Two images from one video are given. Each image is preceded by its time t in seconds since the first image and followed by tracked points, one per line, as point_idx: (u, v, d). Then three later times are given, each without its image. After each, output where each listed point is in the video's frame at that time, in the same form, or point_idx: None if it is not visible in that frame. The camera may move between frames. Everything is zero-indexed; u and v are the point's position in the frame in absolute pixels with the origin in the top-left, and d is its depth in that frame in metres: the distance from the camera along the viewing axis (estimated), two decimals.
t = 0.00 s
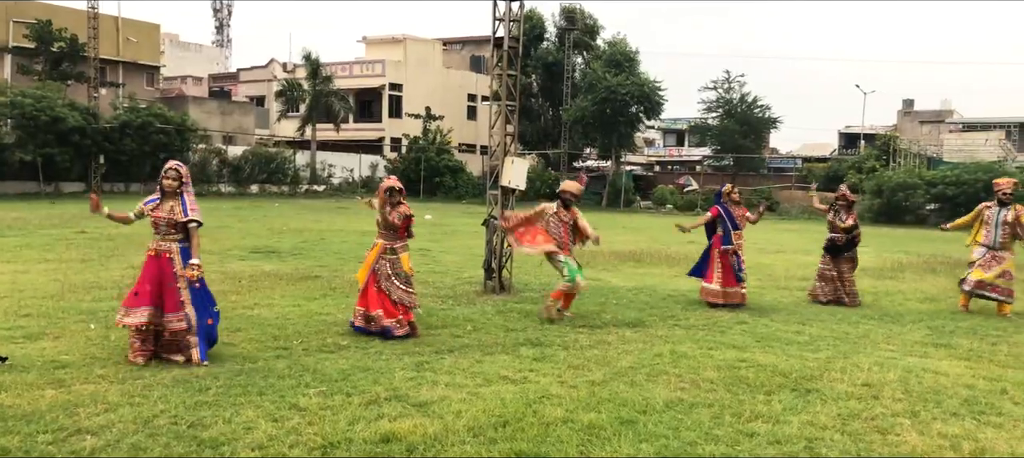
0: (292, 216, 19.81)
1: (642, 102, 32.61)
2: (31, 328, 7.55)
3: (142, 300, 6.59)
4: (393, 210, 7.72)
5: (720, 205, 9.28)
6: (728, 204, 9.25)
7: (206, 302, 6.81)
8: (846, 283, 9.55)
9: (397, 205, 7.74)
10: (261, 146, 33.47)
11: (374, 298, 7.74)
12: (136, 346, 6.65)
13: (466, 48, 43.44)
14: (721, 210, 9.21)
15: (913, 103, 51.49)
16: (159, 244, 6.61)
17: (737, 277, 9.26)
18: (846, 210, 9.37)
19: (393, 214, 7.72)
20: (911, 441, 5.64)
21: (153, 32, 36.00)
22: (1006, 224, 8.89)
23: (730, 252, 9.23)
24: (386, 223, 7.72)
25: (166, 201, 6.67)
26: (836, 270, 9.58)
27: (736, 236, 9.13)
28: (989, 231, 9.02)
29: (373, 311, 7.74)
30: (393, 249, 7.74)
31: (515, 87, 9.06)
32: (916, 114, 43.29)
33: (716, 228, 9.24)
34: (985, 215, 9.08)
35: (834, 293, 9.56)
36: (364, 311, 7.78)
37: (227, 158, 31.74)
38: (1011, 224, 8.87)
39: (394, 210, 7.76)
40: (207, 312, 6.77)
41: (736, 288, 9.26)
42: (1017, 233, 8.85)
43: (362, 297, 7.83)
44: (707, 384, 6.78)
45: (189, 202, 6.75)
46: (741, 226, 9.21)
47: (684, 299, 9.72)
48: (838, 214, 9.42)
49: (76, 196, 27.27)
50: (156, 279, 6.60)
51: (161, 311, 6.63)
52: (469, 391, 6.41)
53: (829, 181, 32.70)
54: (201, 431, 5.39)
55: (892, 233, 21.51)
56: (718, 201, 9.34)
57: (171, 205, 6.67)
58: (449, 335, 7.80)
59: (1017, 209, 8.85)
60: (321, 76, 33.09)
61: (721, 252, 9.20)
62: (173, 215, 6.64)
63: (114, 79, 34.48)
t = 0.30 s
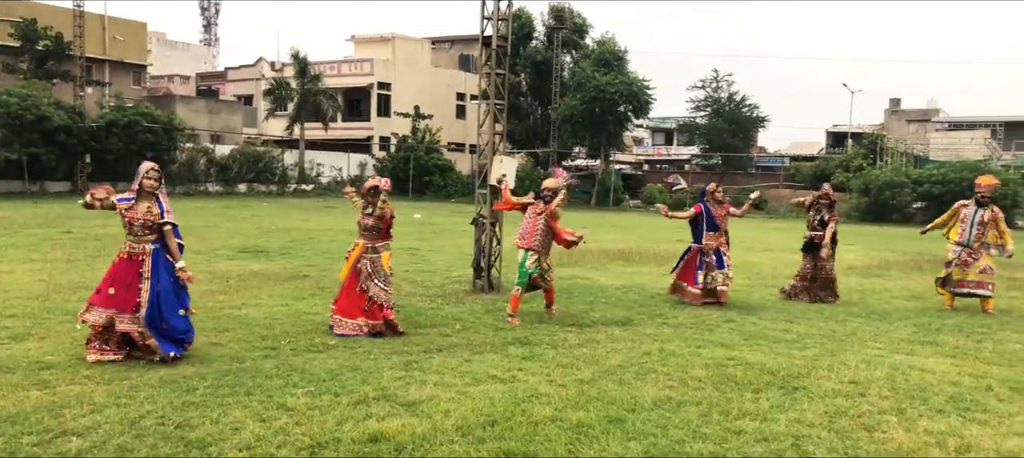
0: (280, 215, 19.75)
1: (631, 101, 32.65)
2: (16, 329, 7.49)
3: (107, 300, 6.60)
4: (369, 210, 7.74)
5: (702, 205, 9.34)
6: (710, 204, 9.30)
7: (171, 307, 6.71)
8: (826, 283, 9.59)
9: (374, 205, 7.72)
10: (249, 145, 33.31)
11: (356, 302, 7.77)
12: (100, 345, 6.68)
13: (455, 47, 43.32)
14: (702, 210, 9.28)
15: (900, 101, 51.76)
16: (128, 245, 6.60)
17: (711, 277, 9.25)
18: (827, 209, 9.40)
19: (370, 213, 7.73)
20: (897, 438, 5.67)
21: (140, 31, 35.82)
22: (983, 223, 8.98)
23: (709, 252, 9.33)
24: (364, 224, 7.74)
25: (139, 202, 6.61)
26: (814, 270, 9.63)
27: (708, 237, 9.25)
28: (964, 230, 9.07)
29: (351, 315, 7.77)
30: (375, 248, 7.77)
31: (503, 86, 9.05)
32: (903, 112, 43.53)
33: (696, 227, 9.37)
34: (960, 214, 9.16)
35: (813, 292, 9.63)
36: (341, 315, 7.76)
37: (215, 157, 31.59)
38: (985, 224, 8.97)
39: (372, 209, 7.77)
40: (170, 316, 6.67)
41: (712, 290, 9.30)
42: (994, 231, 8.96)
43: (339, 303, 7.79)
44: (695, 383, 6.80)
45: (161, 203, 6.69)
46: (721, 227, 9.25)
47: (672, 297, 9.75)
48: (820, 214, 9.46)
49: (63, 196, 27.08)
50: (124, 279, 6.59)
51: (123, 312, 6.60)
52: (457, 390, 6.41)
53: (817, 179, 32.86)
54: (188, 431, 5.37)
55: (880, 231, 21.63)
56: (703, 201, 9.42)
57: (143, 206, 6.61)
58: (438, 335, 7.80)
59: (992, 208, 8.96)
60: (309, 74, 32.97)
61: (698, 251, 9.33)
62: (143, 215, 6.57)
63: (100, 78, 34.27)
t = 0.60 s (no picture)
0: (260, 216, 19.63)
1: (612, 101, 32.76)
2: None
3: (92, 301, 6.49)
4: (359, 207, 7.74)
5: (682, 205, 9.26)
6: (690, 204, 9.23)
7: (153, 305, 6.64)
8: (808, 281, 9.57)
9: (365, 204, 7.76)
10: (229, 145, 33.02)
11: (349, 300, 7.76)
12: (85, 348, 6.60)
13: (436, 46, 43.27)
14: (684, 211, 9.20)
15: (878, 100, 52.27)
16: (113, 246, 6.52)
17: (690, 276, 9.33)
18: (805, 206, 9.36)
19: (364, 212, 7.72)
20: (876, 435, 5.73)
21: (118, 30, 35.52)
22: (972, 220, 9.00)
23: (695, 250, 9.34)
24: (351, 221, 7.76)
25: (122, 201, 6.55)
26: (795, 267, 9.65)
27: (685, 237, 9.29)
28: (958, 231, 9.01)
29: (340, 313, 7.77)
30: (370, 247, 7.79)
31: (484, 85, 9.05)
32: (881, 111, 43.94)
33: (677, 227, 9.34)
34: (948, 216, 9.06)
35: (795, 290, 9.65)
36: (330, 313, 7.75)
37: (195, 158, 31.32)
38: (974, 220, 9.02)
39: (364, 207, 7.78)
40: (156, 315, 6.63)
41: (699, 289, 9.36)
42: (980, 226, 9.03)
43: (328, 299, 7.78)
44: (677, 381, 6.83)
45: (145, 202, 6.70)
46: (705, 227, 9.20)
47: (654, 296, 9.79)
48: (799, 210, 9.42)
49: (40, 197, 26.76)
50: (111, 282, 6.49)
51: (110, 312, 6.55)
52: (440, 391, 6.40)
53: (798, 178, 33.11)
54: (168, 433, 5.32)
55: (859, 229, 21.82)
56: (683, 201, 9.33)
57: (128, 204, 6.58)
58: (420, 335, 7.79)
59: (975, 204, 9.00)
60: (290, 74, 32.80)
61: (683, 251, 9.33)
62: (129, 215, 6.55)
63: (77, 78, 33.91)
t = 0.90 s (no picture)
0: (244, 215, 19.52)
1: (597, 100, 32.66)
2: None
3: (120, 306, 6.44)
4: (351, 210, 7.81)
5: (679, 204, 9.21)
6: (687, 203, 9.17)
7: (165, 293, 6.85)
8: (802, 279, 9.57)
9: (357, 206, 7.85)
10: (213, 144, 32.78)
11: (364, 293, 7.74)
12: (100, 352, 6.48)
13: (421, 45, 43.27)
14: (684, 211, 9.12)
15: (861, 99, 52.65)
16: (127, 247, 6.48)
17: (691, 275, 9.28)
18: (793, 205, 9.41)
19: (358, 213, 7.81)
20: (859, 431, 5.77)
21: (99, 29, 35.23)
22: (961, 219, 9.10)
23: (694, 249, 9.32)
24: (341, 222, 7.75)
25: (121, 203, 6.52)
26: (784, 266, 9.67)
27: (686, 237, 9.23)
28: (948, 230, 9.15)
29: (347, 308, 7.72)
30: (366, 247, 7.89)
31: (469, 84, 9.05)
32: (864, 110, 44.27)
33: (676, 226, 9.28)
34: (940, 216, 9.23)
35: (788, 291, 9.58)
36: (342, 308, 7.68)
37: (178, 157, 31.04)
38: (963, 219, 9.10)
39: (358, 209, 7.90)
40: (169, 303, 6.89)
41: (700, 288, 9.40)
42: (972, 225, 9.09)
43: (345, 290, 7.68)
44: (661, 379, 6.84)
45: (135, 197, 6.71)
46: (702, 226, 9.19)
47: (639, 295, 9.80)
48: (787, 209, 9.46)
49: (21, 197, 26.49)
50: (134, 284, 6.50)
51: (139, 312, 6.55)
52: (424, 390, 6.38)
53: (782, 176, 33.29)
54: (150, 435, 5.28)
55: (841, 227, 21.94)
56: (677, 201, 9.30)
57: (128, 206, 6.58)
58: (405, 334, 7.76)
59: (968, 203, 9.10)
60: (274, 73, 32.64)
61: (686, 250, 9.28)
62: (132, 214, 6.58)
63: (58, 77, 33.60)
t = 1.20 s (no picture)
0: (227, 215, 19.41)
1: (582, 99, 32.82)
2: None
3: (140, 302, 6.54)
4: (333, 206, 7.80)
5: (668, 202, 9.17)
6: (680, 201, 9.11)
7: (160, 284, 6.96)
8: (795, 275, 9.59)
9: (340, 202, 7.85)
10: (196, 144, 32.53)
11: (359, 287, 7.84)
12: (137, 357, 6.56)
13: (406, 44, 43.32)
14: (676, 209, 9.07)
15: (844, 99, 53.04)
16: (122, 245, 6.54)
17: (689, 269, 9.29)
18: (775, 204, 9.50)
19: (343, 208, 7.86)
20: (841, 429, 5.80)
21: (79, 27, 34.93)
22: (938, 219, 9.11)
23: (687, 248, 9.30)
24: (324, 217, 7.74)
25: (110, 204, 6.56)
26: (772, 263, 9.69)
27: (680, 236, 9.20)
28: (925, 228, 9.26)
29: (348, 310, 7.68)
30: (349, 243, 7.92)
31: (454, 84, 9.04)
32: (847, 110, 44.58)
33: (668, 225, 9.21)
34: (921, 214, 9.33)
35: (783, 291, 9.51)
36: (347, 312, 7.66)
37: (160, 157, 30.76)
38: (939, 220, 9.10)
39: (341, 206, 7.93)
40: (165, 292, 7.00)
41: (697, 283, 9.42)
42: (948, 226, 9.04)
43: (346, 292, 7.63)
44: (646, 378, 6.86)
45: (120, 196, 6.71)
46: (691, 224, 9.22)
47: (623, 294, 9.82)
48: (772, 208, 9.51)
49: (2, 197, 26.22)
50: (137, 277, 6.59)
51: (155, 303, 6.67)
52: (408, 391, 6.37)
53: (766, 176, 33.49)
54: (130, 437, 5.24)
55: (824, 226, 22.09)
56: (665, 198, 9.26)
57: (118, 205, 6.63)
58: (389, 334, 7.74)
59: (946, 203, 9.07)
60: (258, 72, 32.45)
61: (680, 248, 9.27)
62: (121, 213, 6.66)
63: (38, 75, 33.27)
